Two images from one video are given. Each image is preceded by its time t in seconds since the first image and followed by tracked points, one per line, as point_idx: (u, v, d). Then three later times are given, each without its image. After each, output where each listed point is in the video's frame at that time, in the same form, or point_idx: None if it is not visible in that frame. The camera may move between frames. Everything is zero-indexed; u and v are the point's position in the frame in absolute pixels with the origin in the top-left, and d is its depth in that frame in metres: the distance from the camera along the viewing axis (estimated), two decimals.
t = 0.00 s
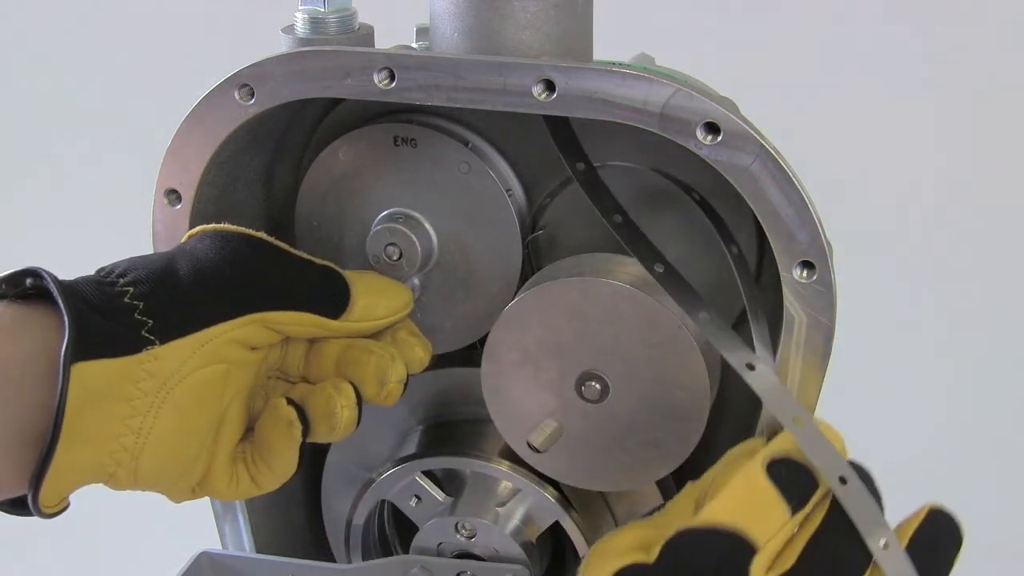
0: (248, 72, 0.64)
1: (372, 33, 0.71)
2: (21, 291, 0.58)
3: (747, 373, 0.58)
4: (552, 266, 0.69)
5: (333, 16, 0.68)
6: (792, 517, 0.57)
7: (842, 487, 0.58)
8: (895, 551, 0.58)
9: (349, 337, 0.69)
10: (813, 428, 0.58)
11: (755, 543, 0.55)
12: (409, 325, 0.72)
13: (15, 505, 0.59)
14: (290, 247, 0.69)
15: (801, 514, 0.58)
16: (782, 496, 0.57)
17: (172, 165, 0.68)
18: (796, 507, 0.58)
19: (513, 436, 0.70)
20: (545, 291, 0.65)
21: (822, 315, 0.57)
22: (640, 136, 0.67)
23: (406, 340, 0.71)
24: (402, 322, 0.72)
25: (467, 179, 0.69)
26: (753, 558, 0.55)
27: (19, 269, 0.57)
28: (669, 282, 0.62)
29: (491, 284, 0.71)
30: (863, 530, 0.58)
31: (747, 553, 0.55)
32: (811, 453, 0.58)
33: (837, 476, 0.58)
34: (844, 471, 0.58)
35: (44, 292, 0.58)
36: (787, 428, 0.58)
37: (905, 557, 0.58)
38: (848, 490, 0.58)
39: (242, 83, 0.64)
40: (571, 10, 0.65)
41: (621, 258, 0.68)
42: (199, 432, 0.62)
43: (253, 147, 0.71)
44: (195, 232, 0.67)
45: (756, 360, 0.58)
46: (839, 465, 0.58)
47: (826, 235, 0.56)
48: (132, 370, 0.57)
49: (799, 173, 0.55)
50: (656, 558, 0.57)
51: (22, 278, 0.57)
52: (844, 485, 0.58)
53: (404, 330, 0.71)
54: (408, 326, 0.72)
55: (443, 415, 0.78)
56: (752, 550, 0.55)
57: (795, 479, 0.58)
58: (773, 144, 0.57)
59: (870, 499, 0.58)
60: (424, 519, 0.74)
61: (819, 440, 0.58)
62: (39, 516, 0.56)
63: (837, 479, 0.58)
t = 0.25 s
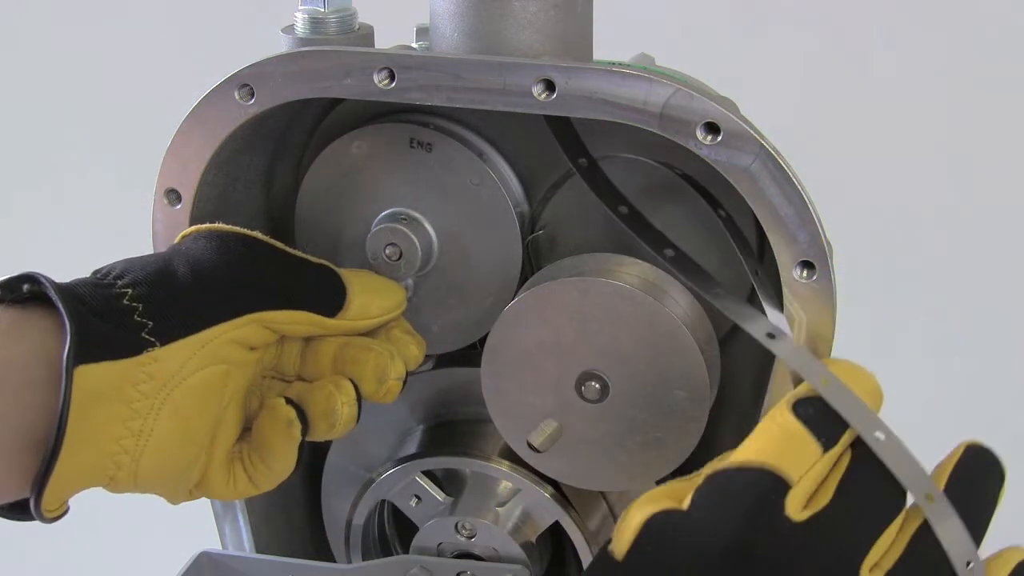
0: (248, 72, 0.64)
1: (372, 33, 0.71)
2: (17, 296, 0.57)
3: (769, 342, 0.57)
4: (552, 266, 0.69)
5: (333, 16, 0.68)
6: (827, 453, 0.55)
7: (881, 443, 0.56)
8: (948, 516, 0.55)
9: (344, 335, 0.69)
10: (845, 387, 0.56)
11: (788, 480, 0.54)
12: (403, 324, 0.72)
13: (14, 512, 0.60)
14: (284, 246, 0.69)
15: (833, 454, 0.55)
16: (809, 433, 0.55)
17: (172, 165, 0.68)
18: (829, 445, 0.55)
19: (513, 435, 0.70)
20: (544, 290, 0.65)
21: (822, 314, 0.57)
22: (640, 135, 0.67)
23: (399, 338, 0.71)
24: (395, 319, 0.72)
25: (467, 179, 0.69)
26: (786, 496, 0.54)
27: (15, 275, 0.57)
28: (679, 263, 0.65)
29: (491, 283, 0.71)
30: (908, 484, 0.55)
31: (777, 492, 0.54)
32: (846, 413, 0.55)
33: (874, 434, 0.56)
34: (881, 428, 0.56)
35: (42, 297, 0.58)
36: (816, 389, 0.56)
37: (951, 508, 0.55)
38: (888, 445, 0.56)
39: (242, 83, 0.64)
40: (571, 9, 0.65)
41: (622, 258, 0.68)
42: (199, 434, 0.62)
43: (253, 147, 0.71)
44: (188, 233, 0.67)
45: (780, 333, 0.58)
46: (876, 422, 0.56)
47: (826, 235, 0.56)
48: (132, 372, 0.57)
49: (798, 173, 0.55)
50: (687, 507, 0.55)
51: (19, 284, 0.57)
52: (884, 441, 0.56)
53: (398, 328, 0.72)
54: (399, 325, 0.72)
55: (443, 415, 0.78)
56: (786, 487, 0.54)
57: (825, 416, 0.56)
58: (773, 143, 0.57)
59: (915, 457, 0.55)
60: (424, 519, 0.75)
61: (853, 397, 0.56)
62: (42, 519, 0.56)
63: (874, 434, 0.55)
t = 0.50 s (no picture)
0: (248, 72, 0.64)
1: (372, 33, 0.71)
2: (10, 296, 0.57)
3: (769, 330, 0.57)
4: (552, 266, 0.69)
5: (333, 16, 0.68)
6: (807, 429, 0.56)
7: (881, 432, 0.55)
8: (943, 500, 0.55)
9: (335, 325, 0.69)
10: (845, 377, 0.56)
11: (767, 456, 0.54)
12: (391, 312, 0.72)
13: (15, 513, 0.60)
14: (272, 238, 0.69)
15: (813, 431, 0.56)
16: (791, 412, 0.55)
17: (172, 166, 0.68)
18: (808, 423, 0.56)
19: (513, 435, 0.70)
20: (544, 291, 0.65)
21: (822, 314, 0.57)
22: (640, 135, 0.67)
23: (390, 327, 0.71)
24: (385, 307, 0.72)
25: (466, 179, 0.69)
26: (766, 472, 0.54)
27: (10, 274, 0.57)
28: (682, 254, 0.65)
29: (491, 283, 0.71)
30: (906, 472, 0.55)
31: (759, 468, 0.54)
32: (844, 400, 0.56)
33: (875, 423, 0.55)
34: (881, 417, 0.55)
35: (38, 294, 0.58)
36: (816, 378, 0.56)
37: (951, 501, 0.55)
38: (888, 436, 0.55)
39: (242, 83, 0.64)
40: (571, 9, 0.65)
41: (622, 258, 0.68)
42: (202, 425, 0.62)
43: (253, 147, 0.71)
44: (176, 231, 0.67)
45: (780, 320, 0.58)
46: (872, 409, 0.56)
47: (826, 235, 0.56)
48: (135, 361, 0.58)
49: (798, 173, 0.55)
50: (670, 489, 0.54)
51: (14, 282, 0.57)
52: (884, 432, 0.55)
53: (387, 316, 0.71)
54: (387, 313, 0.71)
55: (445, 415, 0.78)
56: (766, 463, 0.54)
57: (806, 395, 0.57)
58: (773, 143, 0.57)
59: (910, 449, 0.55)
60: (424, 519, 0.74)
61: (853, 386, 0.56)
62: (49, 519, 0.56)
63: (874, 425, 0.55)
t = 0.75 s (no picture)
0: (248, 72, 0.64)
1: (372, 33, 0.71)
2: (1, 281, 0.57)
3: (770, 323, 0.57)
4: (552, 266, 0.69)
5: (333, 16, 0.68)
6: (798, 416, 0.56)
7: (884, 425, 0.55)
8: (943, 490, 0.55)
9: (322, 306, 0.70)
10: (848, 371, 0.56)
11: (759, 441, 0.54)
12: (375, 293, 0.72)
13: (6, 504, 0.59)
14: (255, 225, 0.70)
15: (804, 418, 0.56)
16: (781, 398, 0.56)
17: (172, 166, 0.68)
18: (799, 410, 0.56)
19: (513, 436, 0.70)
20: (545, 290, 0.65)
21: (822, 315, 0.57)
22: (640, 135, 0.67)
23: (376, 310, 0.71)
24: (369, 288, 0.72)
25: (467, 179, 0.69)
26: (755, 458, 0.54)
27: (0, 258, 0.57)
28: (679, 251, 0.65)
29: (491, 283, 0.71)
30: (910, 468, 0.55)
31: (748, 454, 0.54)
32: (845, 391, 0.55)
33: (877, 415, 0.55)
34: (883, 409, 0.55)
35: (26, 279, 0.58)
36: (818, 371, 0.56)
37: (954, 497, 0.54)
38: (892, 428, 0.55)
39: (242, 83, 0.64)
40: (571, 9, 0.65)
41: (623, 259, 0.68)
42: (196, 406, 0.62)
43: (253, 147, 0.71)
44: (158, 220, 0.67)
45: (780, 313, 0.57)
46: (877, 401, 0.55)
47: (826, 235, 0.56)
48: (128, 340, 0.58)
49: (799, 173, 0.55)
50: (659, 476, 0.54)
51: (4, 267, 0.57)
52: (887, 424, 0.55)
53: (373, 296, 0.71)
54: (373, 294, 0.72)
55: (445, 415, 0.78)
56: (756, 448, 0.54)
57: (796, 381, 0.57)
58: (774, 144, 0.57)
59: (913, 438, 0.55)
60: (424, 519, 0.75)
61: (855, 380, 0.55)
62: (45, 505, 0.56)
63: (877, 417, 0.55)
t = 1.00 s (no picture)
0: (248, 72, 0.64)
1: (372, 33, 0.71)
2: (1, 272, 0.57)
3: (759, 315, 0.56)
4: (552, 266, 0.69)
5: (333, 16, 0.68)
6: (766, 397, 0.56)
7: (868, 421, 0.54)
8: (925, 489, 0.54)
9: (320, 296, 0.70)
10: (836, 363, 0.55)
11: (724, 427, 0.54)
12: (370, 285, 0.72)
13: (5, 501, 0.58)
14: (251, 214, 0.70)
15: (771, 397, 0.56)
16: (748, 380, 0.55)
17: (172, 165, 0.68)
18: (765, 391, 0.56)
19: (513, 436, 0.70)
20: (545, 290, 0.65)
21: (822, 315, 0.57)
22: (639, 135, 0.67)
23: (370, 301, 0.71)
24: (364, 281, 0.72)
25: (467, 179, 0.69)
26: (720, 445, 0.54)
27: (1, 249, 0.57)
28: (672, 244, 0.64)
29: (491, 282, 0.71)
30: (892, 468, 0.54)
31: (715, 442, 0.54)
32: (832, 387, 0.55)
33: (863, 411, 0.54)
34: (870, 405, 0.54)
35: (27, 270, 0.58)
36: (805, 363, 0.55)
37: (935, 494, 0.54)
38: (877, 425, 0.54)
39: (242, 83, 0.64)
40: (571, 10, 0.65)
41: (623, 259, 0.67)
42: (195, 398, 0.62)
43: (253, 146, 0.71)
44: (152, 210, 0.66)
45: (769, 306, 0.56)
46: (863, 397, 0.54)
47: (826, 235, 0.56)
48: (129, 333, 0.58)
49: (799, 173, 0.55)
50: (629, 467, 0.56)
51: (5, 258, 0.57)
52: (872, 421, 0.54)
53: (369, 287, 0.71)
54: (369, 286, 0.72)
55: (446, 415, 0.78)
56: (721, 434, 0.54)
57: (761, 362, 0.57)
58: (774, 144, 0.57)
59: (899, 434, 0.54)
60: (424, 519, 0.75)
61: (845, 373, 0.55)
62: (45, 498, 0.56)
63: (862, 413, 0.54)
